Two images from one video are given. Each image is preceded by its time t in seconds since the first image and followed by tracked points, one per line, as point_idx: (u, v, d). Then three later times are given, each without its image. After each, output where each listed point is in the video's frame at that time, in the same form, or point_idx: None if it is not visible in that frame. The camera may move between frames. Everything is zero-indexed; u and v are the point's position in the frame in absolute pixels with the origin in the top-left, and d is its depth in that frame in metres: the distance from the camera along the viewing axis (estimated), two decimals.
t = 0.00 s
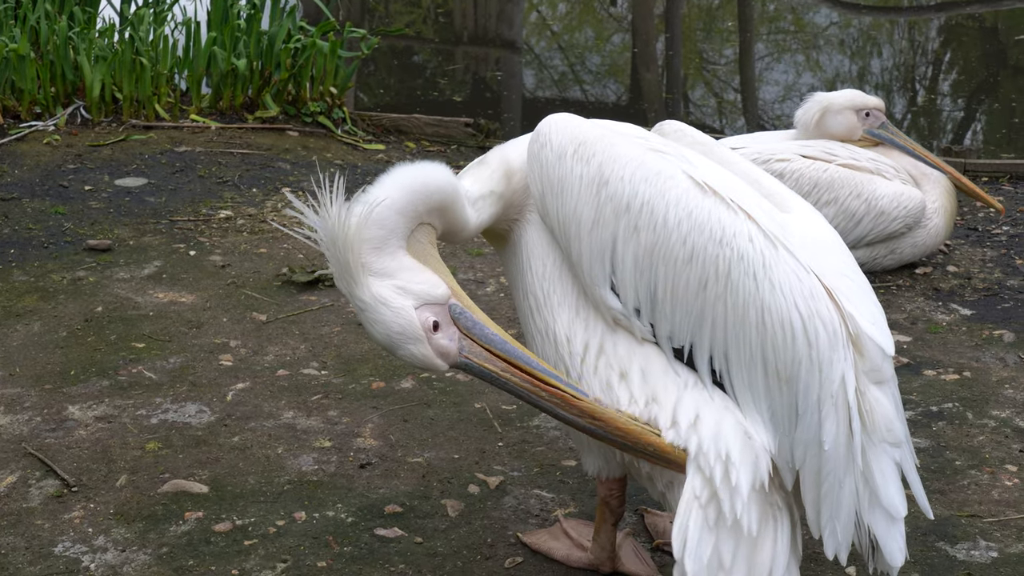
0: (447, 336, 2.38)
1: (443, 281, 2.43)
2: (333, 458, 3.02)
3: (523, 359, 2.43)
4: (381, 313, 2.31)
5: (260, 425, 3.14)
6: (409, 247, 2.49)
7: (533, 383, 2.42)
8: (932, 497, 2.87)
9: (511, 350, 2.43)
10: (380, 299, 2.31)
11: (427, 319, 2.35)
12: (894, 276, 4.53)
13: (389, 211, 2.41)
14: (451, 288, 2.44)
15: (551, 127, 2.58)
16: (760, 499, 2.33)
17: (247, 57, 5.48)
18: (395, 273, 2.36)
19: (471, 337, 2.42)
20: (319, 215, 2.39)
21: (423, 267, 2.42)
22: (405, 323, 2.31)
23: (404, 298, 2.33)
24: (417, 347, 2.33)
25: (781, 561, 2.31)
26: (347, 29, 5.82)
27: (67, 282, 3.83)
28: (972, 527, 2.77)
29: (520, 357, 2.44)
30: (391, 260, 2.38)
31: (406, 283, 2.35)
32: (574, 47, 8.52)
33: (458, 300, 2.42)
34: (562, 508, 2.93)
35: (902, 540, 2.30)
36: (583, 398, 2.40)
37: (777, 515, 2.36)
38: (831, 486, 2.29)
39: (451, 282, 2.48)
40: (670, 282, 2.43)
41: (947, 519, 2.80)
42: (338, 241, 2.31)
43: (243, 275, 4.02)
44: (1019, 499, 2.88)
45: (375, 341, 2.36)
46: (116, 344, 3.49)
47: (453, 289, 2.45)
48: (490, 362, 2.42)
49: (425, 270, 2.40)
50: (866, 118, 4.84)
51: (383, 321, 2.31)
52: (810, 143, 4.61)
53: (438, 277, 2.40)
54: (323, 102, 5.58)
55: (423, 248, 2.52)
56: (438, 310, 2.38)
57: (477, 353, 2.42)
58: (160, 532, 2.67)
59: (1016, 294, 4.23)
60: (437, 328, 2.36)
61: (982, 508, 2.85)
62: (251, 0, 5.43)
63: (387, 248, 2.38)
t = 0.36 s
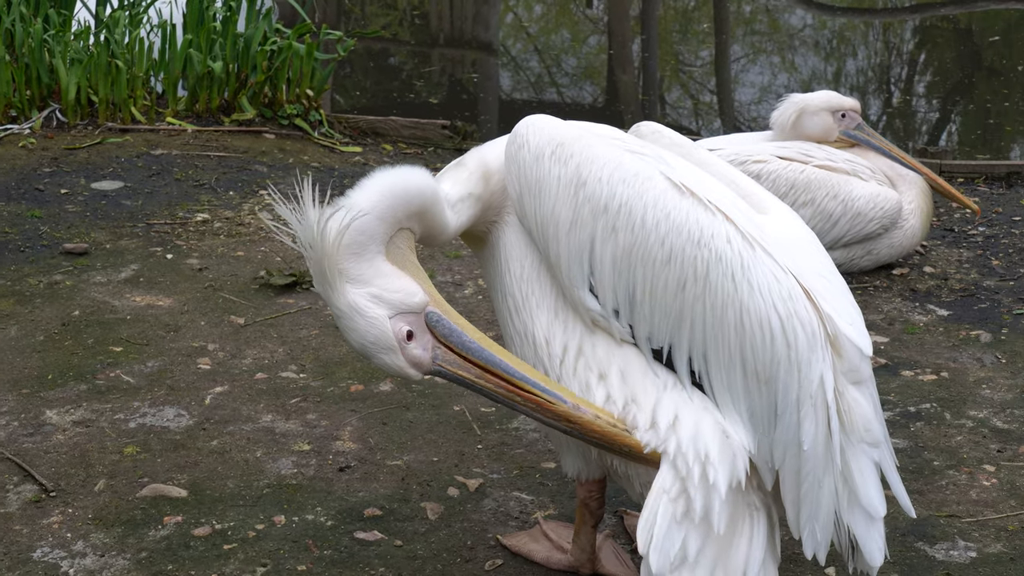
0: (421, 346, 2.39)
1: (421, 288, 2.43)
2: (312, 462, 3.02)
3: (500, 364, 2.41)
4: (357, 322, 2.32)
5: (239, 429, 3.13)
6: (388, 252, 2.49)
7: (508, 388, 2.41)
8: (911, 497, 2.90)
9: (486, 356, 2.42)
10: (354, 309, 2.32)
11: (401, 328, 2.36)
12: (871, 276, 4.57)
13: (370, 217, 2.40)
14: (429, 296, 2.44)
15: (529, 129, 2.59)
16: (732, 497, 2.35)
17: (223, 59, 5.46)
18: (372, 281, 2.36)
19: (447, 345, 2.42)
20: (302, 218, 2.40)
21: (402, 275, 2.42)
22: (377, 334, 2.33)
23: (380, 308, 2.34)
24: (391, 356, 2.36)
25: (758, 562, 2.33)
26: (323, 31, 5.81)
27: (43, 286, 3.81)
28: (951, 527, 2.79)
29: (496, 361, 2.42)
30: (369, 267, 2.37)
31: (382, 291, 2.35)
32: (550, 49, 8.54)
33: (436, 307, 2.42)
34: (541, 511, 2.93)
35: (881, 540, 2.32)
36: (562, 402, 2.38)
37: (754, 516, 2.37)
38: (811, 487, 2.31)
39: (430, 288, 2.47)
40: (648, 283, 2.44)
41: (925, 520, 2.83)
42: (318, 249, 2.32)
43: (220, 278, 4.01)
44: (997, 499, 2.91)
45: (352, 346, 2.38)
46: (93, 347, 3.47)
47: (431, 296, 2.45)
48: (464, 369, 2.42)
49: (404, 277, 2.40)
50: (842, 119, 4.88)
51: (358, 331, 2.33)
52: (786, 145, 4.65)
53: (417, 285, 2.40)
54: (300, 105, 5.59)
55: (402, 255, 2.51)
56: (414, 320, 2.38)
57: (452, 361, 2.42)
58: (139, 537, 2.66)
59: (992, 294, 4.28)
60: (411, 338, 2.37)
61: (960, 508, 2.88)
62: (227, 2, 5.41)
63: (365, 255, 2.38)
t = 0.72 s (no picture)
0: (400, 350, 2.39)
1: (398, 295, 2.44)
2: (293, 466, 3.02)
3: (476, 372, 2.43)
4: (335, 328, 2.32)
5: (218, 434, 3.13)
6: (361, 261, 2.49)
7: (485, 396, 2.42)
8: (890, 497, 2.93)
9: (465, 364, 2.43)
10: (333, 315, 2.32)
11: (381, 333, 2.36)
12: (849, 277, 4.60)
13: (339, 226, 2.41)
14: (406, 302, 2.45)
15: (506, 132, 2.60)
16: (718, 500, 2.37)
17: (200, 63, 5.45)
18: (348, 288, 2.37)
19: (426, 351, 2.43)
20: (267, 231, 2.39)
21: (377, 282, 2.43)
22: (358, 338, 2.32)
23: (358, 314, 2.34)
24: (371, 361, 2.35)
25: (738, 562, 2.34)
26: (301, 34, 5.80)
27: (20, 291, 3.79)
28: (930, 527, 2.82)
29: (472, 369, 2.44)
30: (343, 276, 2.38)
31: (359, 298, 2.36)
32: (528, 52, 8.56)
33: (413, 314, 2.43)
34: (522, 514, 2.94)
35: (860, 540, 2.34)
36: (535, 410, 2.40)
37: (734, 519, 2.39)
38: (790, 487, 2.32)
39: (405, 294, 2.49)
40: (626, 284, 2.45)
41: (905, 520, 2.86)
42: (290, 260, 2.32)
43: (199, 282, 4.00)
44: (975, 499, 2.94)
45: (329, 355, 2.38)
46: (72, 353, 3.46)
47: (408, 302, 2.45)
48: (444, 376, 2.43)
49: (379, 284, 2.41)
50: (819, 121, 4.92)
51: (336, 336, 2.32)
52: (764, 146, 4.68)
53: (393, 292, 2.42)
54: (277, 109, 5.58)
55: (376, 263, 2.52)
56: (392, 324, 2.39)
57: (431, 367, 2.43)
58: (119, 542, 2.65)
59: (969, 294, 4.32)
60: (390, 342, 2.37)
61: (940, 508, 2.91)
62: (204, 6, 5.39)
63: (340, 265, 2.38)
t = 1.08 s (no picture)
0: (392, 341, 2.34)
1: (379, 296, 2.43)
2: (275, 471, 3.02)
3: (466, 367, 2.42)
4: (327, 315, 2.26)
5: (200, 439, 3.13)
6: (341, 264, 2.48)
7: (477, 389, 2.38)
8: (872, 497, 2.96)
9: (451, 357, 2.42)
10: (321, 305, 2.27)
11: (372, 321, 2.32)
12: (829, 279, 4.64)
13: (314, 230, 2.41)
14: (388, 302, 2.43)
15: (487, 134, 2.62)
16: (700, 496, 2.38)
17: (180, 67, 5.44)
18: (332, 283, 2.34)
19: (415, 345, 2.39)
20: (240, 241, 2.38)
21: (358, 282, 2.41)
22: (351, 323, 2.27)
23: (347, 303, 2.31)
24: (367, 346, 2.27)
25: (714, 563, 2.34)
26: (280, 39, 5.80)
27: None
28: (912, 527, 2.85)
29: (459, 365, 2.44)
30: (325, 274, 2.37)
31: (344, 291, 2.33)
32: (508, 55, 8.59)
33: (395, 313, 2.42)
34: (505, 516, 2.95)
35: (840, 540, 2.36)
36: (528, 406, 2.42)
37: (712, 519, 2.39)
38: (770, 487, 2.34)
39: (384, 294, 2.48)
40: (605, 284, 2.47)
41: (887, 520, 2.88)
42: (272, 256, 2.31)
43: (179, 287, 4.00)
44: (957, 498, 2.97)
45: (322, 353, 2.28)
46: (52, 359, 3.45)
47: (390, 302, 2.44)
48: (436, 367, 2.38)
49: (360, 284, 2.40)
50: (799, 122, 4.96)
51: (329, 323, 2.26)
52: (744, 148, 4.72)
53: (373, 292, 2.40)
54: (257, 113, 5.58)
55: (355, 265, 2.50)
56: (380, 317, 2.35)
57: (422, 359, 2.38)
58: (100, 548, 2.64)
59: (949, 295, 4.36)
60: (381, 331, 2.33)
61: (921, 508, 2.93)
62: (182, 10, 5.39)
63: (319, 264, 2.38)
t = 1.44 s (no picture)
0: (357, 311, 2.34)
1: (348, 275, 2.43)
2: (261, 475, 3.01)
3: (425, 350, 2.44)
4: (295, 271, 2.26)
5: (185, 443, 3.12)
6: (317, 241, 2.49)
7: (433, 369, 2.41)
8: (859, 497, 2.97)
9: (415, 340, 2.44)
10: (292, 261, 2.27)
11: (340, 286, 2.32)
12: (814, 279, 4.66)
13: (300, 202, 2.44)
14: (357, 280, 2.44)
15: (472, 138, 2.63)
16: (668, 497, 2.36)
17: (163, 71, 5.42)
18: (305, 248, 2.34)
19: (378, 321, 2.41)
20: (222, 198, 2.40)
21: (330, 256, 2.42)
22: (319, 281, 2.26)
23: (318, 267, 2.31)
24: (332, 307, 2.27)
25: (697, 559, 2.31)
26: (264, 43, 5.78)
27: None
28: (898, 526, 2.86)
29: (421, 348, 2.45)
30: (299, 240, 2.37)
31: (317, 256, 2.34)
32: (492, 58, 8.59)
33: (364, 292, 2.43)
34: (492, 519, 2.95)
35: (833, 536, 2.37)
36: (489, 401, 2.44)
37: (695, 514, 2.37)
38: (762, 484, 2.34)
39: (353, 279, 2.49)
40: (594, 285, 2.47)
41: (874, 520, 2.90)
42: (251, 212, 2.33)
43: (164, 291, 3.98)
44: (943, 497, 2.99)
45: (284, 309, 2.25)
46: (36, 364, 3.43)
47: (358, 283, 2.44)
48: (395, 344, 2.40)
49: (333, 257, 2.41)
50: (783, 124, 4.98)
51: (299, 279, 2.25)
52: (728, 149, 4.73)
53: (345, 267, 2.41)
54: (241, 117, 5.55)
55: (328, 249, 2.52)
56: (348, 287, 2.36)
57: (382, 334, 2.40)
58: (86, 554, 2.63)
59: (933, 295, 4.38)
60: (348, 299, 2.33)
61: (907, 507, 2.95)
62: (165, 14, 5.37)
63: (296, 230, 2.39)
